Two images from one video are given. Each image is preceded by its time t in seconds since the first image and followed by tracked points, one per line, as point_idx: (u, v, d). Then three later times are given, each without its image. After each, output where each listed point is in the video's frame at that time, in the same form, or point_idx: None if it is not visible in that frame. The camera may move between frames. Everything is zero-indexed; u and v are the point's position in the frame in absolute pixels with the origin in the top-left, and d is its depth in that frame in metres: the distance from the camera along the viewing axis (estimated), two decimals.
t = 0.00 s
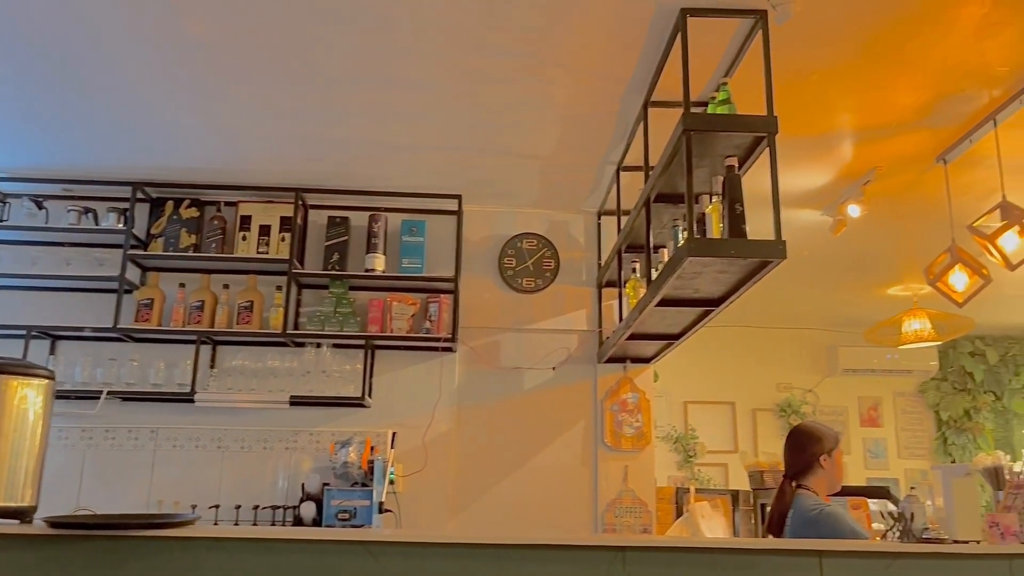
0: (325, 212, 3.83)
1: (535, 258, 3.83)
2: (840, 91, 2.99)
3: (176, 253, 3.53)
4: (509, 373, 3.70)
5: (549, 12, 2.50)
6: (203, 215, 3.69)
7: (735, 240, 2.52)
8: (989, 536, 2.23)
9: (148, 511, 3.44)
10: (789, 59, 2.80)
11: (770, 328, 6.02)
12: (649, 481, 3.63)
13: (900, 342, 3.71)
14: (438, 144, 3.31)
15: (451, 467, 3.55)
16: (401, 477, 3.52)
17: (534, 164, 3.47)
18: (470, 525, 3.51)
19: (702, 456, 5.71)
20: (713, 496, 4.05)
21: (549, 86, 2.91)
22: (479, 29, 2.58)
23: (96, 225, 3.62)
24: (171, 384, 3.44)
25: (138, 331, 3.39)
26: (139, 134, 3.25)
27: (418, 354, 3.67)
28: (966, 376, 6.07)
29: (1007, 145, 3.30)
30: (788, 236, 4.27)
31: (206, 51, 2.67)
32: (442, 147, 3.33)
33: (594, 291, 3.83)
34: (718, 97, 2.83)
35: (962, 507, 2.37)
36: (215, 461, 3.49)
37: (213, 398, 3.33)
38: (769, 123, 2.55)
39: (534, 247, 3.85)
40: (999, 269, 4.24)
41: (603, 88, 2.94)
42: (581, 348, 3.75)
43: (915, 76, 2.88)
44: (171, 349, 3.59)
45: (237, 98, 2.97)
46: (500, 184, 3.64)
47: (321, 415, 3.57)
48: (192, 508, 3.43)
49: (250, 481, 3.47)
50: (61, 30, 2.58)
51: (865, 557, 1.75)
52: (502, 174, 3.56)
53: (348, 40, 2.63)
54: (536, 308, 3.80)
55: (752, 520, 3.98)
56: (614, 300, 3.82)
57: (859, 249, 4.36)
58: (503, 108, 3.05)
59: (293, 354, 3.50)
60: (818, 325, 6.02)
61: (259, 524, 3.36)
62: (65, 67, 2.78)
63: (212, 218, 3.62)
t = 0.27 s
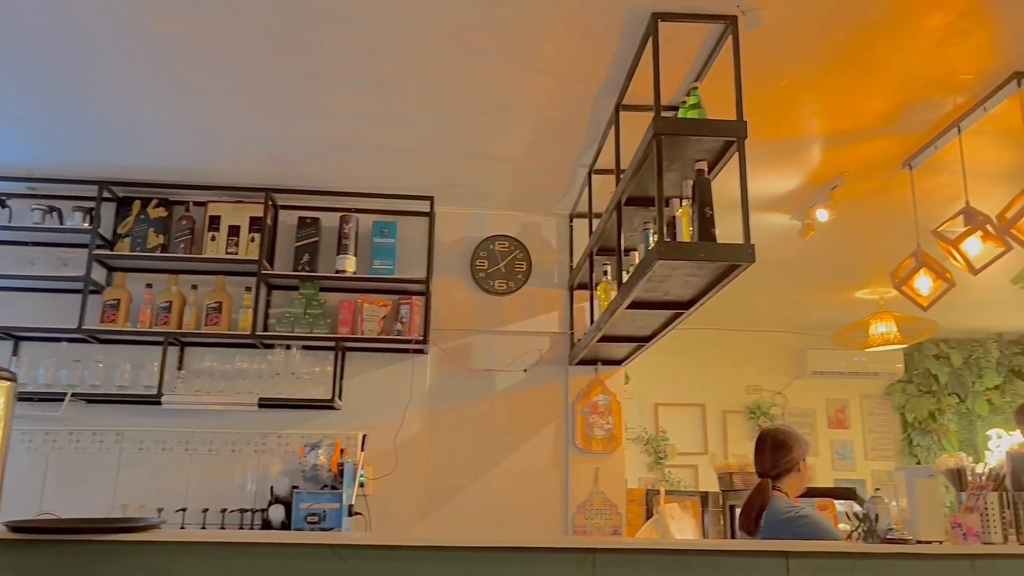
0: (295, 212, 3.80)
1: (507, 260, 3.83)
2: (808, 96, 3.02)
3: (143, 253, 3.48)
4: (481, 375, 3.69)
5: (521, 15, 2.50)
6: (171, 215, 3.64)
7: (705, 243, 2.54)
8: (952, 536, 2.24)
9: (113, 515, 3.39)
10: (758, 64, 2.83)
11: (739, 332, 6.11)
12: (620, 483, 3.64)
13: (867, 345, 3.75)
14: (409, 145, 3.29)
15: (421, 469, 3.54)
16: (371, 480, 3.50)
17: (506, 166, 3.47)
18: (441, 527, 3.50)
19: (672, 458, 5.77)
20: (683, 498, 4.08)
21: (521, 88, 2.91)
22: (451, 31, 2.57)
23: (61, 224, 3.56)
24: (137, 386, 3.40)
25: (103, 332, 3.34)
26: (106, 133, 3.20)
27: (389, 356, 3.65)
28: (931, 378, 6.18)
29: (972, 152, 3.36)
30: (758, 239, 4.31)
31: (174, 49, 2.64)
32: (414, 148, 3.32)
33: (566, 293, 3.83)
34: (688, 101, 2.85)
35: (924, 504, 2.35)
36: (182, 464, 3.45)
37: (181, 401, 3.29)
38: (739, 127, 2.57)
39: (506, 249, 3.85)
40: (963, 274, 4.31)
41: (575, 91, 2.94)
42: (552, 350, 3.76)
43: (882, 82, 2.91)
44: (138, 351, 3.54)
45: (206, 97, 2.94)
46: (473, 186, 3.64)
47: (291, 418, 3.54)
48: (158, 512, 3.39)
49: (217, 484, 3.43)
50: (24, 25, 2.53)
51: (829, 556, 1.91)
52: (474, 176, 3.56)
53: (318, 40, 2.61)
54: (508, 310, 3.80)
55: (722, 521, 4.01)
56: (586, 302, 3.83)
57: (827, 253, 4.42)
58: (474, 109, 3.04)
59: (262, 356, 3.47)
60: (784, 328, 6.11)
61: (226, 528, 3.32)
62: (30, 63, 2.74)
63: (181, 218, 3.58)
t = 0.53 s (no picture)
0: (266, 212, 3.76)
1: (480, 261, 3.83)
2: (779, 101, 3.04)
3: (110, 252, 3.43)
4: (453, 377, 3.69)
5: (495, 16, 2.50)
6: (139, 213, 3.59)
7: (677, 246, 2.55)
8: (918, 536, 2.31)
9: (78, 518, 3.34)
10: (730, 68, 2.84)
11: (710, 333, 6.17)
12: (592, 483, 3.65)
13: (836, 347, 3.80)
14: (382, 145, 3.28)
15: (393, 471, 3.53)
16: (342, 482, 3.48)
17: (480, 167, 3.46)
18: (413, 529, 3.49)
19: (644, 459, 5.80)
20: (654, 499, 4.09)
21: (495, 89, 2.91)
22: (424, 31, 2.56)
23: (25, 222, 3.50)
24: (104, 387, 3.35)
25: (69, 332, 3.29)
26: (72, 130, 3.15)
27: (361, 357, 3.64)
28: (898, 379, 6.26)
29: (938, 157, 3.41)
30: (729, 242, 4.34)
31: (143, 46, 2.61)
32: (387, 148, 3.30)
33: (539, 295, 3.84)
34: (661, 104, 2.86)
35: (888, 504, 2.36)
36: (150, 466, 3.40)
37: (148, 402, 3.25)
38: (710, 131, 2.58)
39: (479, 249, 3.84)
40: (929, 277, 4.38)
41: (548, 93, 2.95)
42: (525, 351, 3.76)
43: (850, 88, 2.95)
44: (105, 351, 3.49)
45: (176, 95, 2.90)
46: (446, 187, 3.63)
47: (261, 419, 3.50)
48: (125, 514, 3.34)
49: (186, 486, 3.40)
50: None
51: (797, 557, 1.95)
52: (448, 177, 3.55)
53: (290, 39, 2.58)
54: (481, 311, 3.80)
55: (693, 521, 4.04)
56: (559, 303, 3.83)
57: (797, 256, 4.46)
58: (448, 110, 3.03)
59: (232, 357, 3.43)
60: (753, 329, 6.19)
61: (195, 531, 3.29)
62: None
63: (149, 217, 3.53)
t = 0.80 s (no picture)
0: (238, 211, 3.73)
1: (454, 262, 3.82)
2: (751, 104, 3.06)
3: (78, 250, 3.38)
4: (426, 377, 3.68)
5: (470, 16, 2.50)
6: (108, 212, 3.55)
7: (649, 248, 2.56)
8: (884, 535, 2.33)
9: (44, 520, 3.29)
10: (703, 71, 2.86)
11: (684, 334, 6.22)
12: (565, 484, 3.65)
13: (807, 348, 3.83)
14: (356, 144, 3.26)
15: (365, 472, 3.51)
16: (314, 483, 3.46)
17: (454, 167, 3.45)
18: (385, 531, 3.47)
19: (616, 459, 5.84)
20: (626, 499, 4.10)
21: (469, 89, 2.90)
22: (399, 31, 2.55)
23: None
24: (71, 388, 3.30)
25: (35, 332, 3.24)
26: (39, 126, 3.10)
27: (333, 357, 3.62)
28: (868, 380, 6.36)
29: (907, 161, 3.46)
30: (702, 243, 4.37)
31: (112, 41, 2.57)
32: (361, 148, 3.29)
33: (513, 295, 3.84)
34: (634, 106, 2.87)
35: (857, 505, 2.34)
36: (118, 467, 3.36)
37: (116, 403, 3.21)
38: (683, 133, 2.59)
39: (453, 250, 3.83)
40: (898, 279, 4.44)
41: (522, 93, 2.95)
42: (499, 352, 3.76)
43: (821, 92, 2.98)
44: (72, 351, 3.44)
45: (146, 92, 2.86)
46: (420, 187, 3.62)
47: (231, 420, 3.47)
48: (92, 517, 3.30)
49: (155, 488, 3.36)
50: None
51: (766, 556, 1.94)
52: (422, 177, 3.54)
53: (263, 36, 2.56)
54: (455, 311, 3.79)
55: (664, 521, 4.07)
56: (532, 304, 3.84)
57: (769, 258, 4.50)
58: (423, 110, 3.02)
59: (202, 357, 3.40)
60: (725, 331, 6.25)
61: (163, 533, 3.25)
62: None
63: (119, 215, 3.49)
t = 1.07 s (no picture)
0: (210, 209, 3.69)
1: (429, 262, 3.81)
2: (724, 105, 3.08)
3: (46, 248, 3.33)
4: (400, 377, 3.66)
5: (446, 16, 2.49)
6: (77, 209, 3.50)
7: (623, 248, 2.57)
8: (853, 532, 2.35)
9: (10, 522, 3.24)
10: (678, 72, 2.88)
11: (658, 335, 6.26)
12: (539, 484, 3.65)
13: (779, 348, 3.87)
14: (331, 143, 3.24)
15: (339, 472, 3.49)
16: (287, 483, 3.44)
17: (429, 166, 3.44)
18: (358, 531, 3.46)
19: (590, 459, 5.86)
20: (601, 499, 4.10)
21: (445, 89, 2.90)
22: (374, 29, 2.54)
23: None
24: (37, 388, 3.26)
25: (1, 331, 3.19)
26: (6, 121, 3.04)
27: (306, 356, 3.59)
28: (838, 380, 6.43)
29: (878, 164, 3.50)
30: (676, 244, 4.39)
31: (82, 36, 2.53)
32: (336, 146, 3.27)
33: (488, 295, 3.84)
34: (609, 107, 2.88)
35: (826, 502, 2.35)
36: (86, 468, 3.31)
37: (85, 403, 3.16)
38: (657, 134, 2.61)
39: (428, 249, 3.82)
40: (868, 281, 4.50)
41: (498, 93, 2.94)
42: (473, 352, 3.76)
43: (793, 94, 3.00)
44: (39, 350, 3.39)
45: (117, 87, 2.82)
46: (395, 186, 3.60)
47: (202, 420, 3.44)
48: (59, 518, 3.25)
49: (124, 489, 3.31)
50: None
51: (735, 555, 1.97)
52: (397, 177, 3.53)
53: (238, 33, 2.53)
54: (430, 311, 3.78)
55: (637, 521, 4.09)
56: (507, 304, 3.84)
57: (742, 259, 4.54)
58: (398, 108, 3.01)
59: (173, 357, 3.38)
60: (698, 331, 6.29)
61: (133, 535, 3.21)
62: None
63: (88, 213, 3.44)
